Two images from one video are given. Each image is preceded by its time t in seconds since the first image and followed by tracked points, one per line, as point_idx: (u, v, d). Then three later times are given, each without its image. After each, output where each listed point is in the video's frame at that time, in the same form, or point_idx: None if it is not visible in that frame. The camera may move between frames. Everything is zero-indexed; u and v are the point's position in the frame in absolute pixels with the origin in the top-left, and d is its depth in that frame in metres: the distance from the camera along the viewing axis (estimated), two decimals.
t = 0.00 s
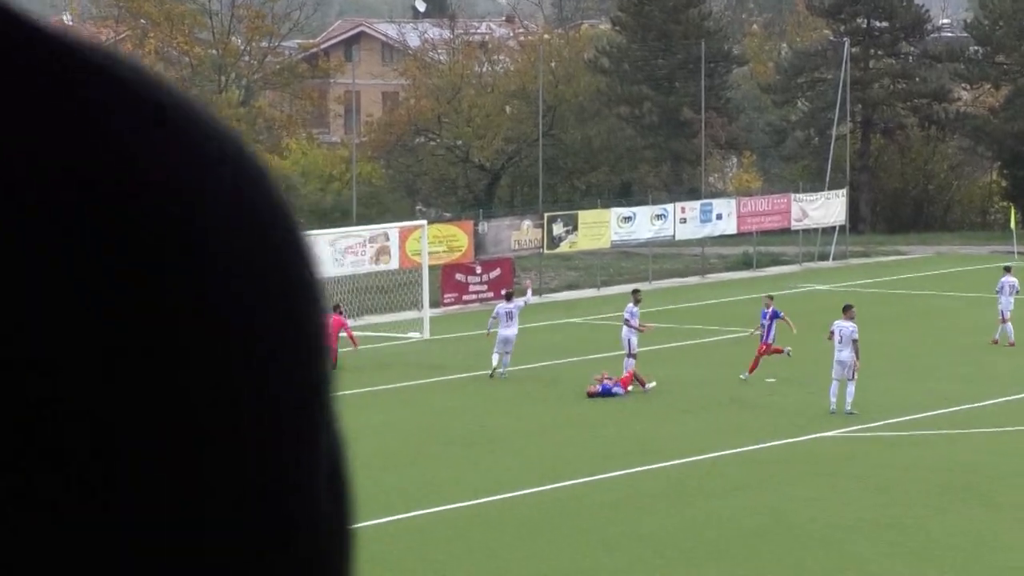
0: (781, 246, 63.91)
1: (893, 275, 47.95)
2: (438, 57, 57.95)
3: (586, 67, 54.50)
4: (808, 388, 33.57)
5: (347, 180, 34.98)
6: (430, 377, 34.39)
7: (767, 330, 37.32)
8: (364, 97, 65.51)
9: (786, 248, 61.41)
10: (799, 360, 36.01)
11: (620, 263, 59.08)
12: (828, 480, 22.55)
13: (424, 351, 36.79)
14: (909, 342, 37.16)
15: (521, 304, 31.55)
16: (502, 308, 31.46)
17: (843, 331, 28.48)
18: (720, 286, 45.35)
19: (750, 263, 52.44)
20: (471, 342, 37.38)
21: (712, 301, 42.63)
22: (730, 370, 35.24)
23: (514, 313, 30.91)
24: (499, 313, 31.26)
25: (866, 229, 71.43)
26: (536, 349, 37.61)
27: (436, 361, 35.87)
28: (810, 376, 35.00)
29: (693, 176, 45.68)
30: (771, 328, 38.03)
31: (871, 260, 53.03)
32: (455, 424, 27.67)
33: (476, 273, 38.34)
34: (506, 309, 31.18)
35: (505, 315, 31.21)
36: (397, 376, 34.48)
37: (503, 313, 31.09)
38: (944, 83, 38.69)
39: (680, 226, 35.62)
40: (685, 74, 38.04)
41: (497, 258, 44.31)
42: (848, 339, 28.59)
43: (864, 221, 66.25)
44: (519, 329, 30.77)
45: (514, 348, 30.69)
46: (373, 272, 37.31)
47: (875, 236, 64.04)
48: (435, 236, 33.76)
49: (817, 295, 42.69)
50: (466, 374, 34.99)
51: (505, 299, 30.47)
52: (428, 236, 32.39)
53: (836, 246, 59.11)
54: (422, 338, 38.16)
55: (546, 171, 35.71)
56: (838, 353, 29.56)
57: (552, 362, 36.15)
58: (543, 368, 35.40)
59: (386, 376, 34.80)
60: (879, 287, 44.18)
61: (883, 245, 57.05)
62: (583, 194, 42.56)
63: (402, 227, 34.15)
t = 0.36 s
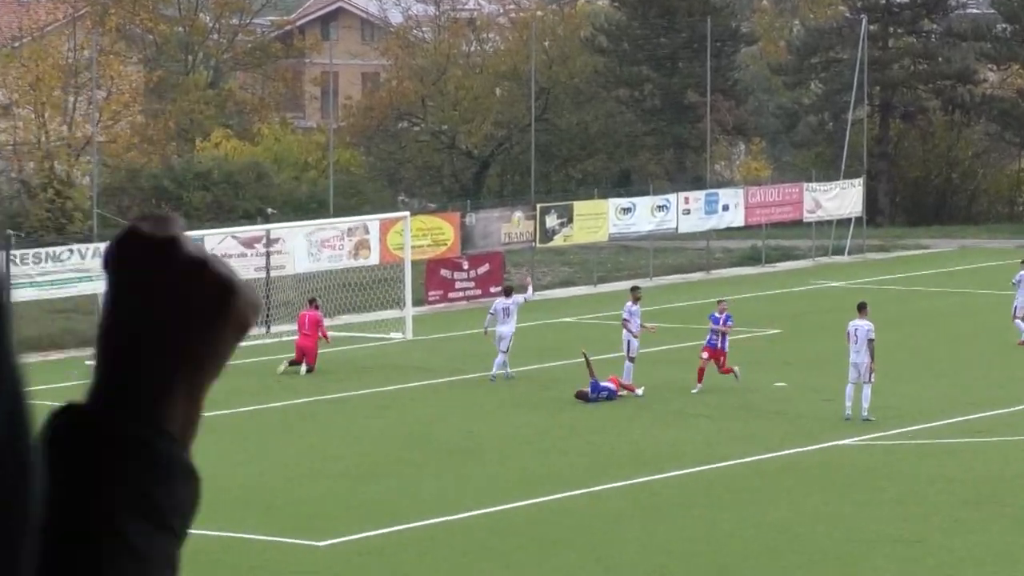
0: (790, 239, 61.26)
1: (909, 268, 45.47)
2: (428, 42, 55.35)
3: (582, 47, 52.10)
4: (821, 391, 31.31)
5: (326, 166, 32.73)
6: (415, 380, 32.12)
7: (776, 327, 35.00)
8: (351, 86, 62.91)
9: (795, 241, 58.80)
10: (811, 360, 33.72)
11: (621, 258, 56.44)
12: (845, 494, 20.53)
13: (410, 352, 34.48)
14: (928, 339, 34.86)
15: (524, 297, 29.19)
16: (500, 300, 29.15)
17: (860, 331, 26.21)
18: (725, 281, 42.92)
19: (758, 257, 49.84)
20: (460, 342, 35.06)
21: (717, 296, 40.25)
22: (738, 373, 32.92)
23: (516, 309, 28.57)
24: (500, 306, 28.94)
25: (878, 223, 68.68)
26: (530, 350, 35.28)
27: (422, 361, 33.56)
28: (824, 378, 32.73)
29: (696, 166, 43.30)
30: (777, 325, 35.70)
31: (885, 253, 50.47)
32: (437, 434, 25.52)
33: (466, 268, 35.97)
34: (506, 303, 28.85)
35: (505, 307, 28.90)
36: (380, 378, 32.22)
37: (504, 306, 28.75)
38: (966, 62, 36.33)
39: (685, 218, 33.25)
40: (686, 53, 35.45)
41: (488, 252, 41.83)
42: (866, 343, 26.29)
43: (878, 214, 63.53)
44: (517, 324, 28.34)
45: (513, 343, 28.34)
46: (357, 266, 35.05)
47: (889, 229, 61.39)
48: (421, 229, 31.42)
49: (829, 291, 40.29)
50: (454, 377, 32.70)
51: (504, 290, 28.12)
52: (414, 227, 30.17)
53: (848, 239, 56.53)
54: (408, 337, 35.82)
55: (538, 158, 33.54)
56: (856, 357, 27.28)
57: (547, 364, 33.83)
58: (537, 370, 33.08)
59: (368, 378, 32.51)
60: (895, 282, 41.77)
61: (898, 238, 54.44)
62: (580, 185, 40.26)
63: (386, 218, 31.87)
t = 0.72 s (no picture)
0: (788, 225, 59.01)
1: (913, 257, 43.37)
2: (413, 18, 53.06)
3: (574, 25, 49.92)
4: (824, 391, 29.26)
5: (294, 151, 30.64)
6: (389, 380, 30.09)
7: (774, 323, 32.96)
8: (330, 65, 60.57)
9: (793, 228, 56.57)
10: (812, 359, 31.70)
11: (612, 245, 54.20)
12: (854, 523, 18.59)
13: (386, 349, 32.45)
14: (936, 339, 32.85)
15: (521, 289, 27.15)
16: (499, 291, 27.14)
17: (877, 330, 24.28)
18: (720, 272, 40.83)
19: (755, 244, 47.62)
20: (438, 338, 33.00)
21: (711, 287, 38.18)
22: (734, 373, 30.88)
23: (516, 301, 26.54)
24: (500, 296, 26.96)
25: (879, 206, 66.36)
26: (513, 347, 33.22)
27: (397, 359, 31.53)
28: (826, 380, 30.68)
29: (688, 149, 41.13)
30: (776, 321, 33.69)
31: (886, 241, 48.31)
32: (410, 441, 23.50)
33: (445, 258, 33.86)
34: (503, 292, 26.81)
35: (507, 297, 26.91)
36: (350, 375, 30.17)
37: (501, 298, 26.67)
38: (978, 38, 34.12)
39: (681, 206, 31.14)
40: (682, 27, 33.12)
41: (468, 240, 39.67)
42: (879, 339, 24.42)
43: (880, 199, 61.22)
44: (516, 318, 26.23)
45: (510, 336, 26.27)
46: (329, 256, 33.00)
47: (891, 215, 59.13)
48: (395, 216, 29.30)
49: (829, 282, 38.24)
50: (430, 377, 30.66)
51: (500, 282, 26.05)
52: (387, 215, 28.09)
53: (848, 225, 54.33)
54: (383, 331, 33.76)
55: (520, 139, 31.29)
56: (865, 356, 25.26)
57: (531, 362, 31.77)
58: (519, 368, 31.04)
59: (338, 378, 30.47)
60: (897, 273, 39.72)
61: (900, 223, 52.21)
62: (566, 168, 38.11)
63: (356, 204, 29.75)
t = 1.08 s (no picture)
0: (803, 196, 56.77)
1: (934, 234, 41.29)
2: None
3: None
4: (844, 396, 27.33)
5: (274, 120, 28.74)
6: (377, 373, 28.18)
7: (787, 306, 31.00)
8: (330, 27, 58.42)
9: (808, 201, 54.34)
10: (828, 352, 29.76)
11: (619, 217, 52.05)
12: (880, 552, 16.81)
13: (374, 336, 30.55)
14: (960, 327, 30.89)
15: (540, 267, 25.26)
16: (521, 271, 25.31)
17: (907, 307, 22.34)
18: (731, 249, 38.81)
19: (769, 220, 45.45)
20: (430, 324, 31.09)
21: (720, 266, 36.18)
22: (747, 365, 28.97)
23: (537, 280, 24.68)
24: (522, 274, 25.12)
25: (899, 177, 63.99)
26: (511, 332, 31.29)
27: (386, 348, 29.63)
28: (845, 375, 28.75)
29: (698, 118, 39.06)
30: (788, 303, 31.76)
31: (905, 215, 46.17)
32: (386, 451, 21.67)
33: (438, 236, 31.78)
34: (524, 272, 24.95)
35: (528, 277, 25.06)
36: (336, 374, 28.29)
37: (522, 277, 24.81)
38: None
39: (691, 177, 29.13)
40: None
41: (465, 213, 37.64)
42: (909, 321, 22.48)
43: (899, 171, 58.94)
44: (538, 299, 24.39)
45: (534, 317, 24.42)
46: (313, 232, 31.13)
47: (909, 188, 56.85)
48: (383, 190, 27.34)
49: (844, 261, 36.24)
50: (421, 369, 28.74)
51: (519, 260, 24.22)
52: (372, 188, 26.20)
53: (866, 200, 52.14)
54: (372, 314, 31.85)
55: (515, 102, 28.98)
56: (892, 345, 23.33)
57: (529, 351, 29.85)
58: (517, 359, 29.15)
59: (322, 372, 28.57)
60: (917, 250, 37.69)
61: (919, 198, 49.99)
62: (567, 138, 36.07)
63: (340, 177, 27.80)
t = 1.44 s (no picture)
0: (813, 165, 54.97)
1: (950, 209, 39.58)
2: None
3: None
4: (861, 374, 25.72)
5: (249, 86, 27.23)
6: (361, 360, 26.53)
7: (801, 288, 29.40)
8: None
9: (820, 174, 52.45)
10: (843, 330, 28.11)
11: (622, 191, 50.25)
12: (894, 553, 15.36)
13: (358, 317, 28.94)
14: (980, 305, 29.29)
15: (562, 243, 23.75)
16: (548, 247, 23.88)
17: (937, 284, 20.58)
18: (737, 227, 37.16)
19: (778, 193, 43.72)
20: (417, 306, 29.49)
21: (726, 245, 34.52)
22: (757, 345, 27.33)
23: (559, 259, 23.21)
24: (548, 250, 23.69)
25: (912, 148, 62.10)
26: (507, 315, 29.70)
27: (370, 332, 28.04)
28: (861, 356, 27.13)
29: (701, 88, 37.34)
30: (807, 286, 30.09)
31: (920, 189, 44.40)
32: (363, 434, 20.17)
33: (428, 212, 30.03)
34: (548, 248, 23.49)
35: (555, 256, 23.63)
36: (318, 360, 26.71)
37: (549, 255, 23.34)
38: None
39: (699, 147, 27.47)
40: None
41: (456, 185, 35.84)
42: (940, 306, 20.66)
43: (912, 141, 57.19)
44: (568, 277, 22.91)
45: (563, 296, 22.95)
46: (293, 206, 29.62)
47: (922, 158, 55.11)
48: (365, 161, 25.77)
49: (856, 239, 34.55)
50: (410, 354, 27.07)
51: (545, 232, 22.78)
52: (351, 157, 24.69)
53: (880, 172, 50.33)
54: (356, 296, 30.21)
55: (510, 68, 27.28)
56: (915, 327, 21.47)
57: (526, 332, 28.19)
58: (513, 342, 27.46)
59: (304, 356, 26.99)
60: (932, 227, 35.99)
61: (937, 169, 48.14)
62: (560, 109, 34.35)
63: (321, 147, 26.28)
